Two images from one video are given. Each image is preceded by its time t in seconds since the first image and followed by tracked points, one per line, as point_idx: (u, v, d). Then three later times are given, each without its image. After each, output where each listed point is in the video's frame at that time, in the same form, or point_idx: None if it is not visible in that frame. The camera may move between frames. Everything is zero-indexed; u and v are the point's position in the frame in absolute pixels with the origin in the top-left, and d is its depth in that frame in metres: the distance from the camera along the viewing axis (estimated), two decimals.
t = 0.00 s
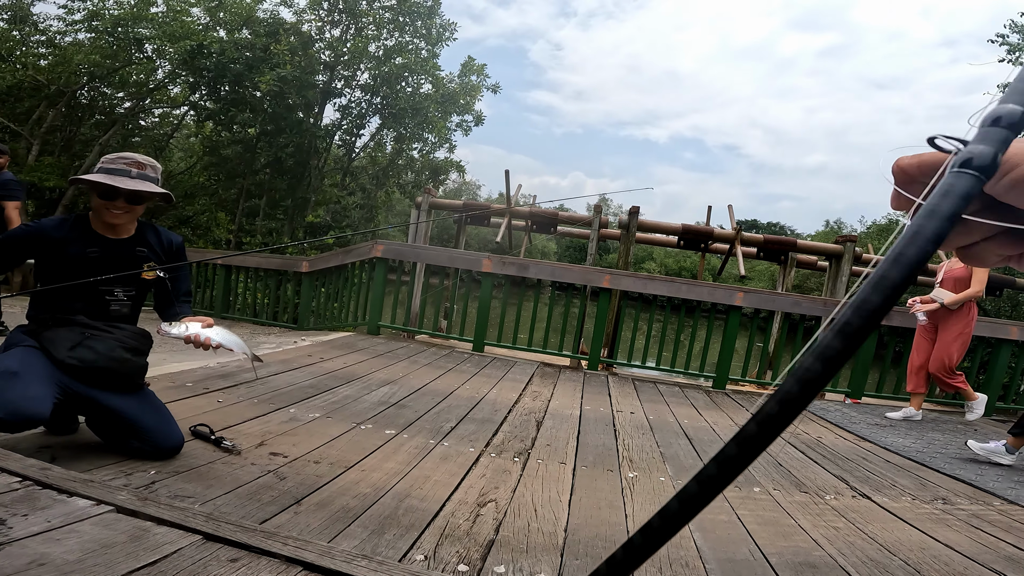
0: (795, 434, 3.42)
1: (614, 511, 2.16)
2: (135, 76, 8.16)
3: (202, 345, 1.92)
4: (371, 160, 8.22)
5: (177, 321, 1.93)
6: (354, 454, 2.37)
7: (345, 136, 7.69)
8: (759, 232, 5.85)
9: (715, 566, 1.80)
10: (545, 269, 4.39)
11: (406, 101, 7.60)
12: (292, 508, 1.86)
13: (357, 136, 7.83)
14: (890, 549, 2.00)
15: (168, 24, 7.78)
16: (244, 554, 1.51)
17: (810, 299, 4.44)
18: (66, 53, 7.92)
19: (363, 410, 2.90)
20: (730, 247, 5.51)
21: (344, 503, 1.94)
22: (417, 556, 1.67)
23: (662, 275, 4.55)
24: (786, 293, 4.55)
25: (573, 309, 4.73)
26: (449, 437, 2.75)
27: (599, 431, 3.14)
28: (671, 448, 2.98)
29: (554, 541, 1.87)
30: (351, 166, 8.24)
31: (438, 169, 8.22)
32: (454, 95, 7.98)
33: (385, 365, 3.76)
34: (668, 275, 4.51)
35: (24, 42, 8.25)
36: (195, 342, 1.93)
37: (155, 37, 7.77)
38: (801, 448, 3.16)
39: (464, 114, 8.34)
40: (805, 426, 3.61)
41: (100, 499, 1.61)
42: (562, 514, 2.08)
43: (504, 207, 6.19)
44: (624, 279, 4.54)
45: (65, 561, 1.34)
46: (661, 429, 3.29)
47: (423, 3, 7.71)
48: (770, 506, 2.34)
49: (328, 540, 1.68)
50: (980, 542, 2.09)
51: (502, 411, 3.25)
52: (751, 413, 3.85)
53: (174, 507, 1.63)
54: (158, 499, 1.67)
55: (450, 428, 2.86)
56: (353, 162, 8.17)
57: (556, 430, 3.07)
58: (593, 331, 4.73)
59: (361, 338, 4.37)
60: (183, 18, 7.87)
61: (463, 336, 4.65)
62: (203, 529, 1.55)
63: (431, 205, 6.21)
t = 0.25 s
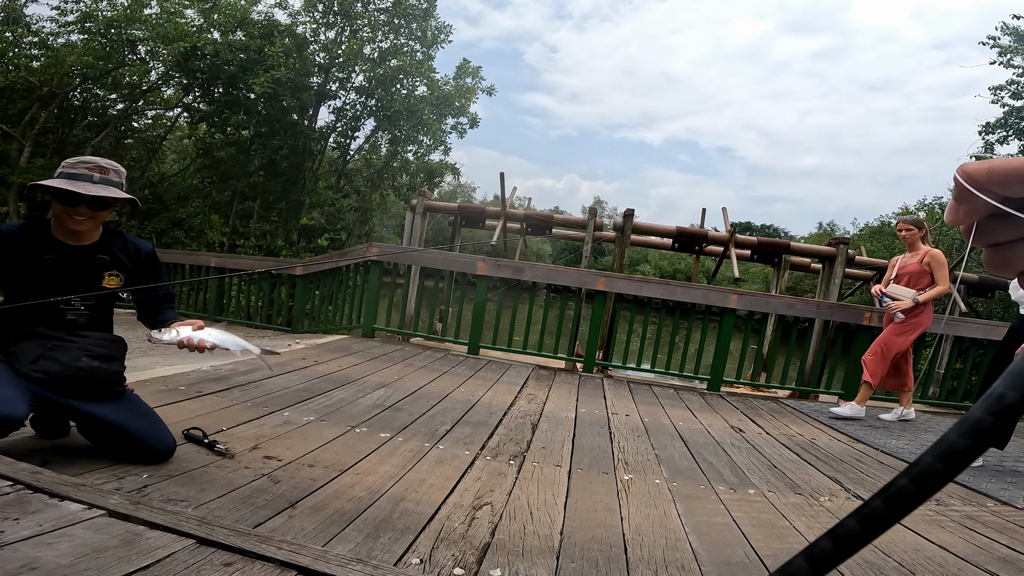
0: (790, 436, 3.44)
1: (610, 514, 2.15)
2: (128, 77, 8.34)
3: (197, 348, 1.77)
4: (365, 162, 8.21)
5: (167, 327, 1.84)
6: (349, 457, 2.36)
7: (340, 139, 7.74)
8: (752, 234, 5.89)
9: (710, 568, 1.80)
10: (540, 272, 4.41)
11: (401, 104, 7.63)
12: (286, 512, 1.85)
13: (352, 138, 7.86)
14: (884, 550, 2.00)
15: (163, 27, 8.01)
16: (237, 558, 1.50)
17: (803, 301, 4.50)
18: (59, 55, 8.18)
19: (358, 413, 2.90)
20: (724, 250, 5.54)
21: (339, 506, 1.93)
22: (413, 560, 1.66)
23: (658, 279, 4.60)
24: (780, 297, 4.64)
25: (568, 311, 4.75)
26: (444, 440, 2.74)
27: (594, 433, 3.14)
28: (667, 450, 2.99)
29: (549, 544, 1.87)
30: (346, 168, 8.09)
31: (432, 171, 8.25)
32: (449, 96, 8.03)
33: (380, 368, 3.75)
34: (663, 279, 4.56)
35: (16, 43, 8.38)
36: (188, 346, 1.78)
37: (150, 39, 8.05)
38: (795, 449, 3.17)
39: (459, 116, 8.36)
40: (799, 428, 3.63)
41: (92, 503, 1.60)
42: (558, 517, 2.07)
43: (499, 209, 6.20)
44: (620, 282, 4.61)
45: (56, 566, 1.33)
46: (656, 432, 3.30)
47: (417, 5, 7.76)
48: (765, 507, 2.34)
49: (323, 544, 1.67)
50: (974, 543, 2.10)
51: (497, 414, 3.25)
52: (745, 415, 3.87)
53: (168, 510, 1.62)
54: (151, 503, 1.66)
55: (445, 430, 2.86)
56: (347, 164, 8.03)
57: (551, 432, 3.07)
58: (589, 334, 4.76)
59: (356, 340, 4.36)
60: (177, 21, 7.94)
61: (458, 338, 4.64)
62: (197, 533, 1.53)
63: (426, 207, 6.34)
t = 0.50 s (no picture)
0: (781, 437, 3.45)
1: (602, 517, 2.16)
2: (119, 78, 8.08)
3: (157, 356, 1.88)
4: (359, 164, 8.19)
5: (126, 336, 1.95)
6: (340, 461, 2.35)
7: (333, 140, 7.72)
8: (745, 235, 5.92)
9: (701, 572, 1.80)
10: (534, 274, 4.42)
11: (395, 106, 7.48)
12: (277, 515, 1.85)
13: (345, 140, 7.86)
14: (873, 552, 2.01)
15: (155, 28, 7.83)
16: (225, 562, 1.50)
17: (795, 302, 4.52)
18: (50, 56, 8.12)
19: (350, 416, 2.89)
20: (718, 251, 5.56)
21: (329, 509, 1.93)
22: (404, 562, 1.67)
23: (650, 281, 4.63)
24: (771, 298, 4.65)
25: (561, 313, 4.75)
26: (436, 443, 2.74)
27: (587, 435, 3.14)
28: (658, 452, 2.99)
29: (541, 546, 1.87)
30: (339, 171, 8.36)
31: (426, 173, 8.26)
32: (442, 99, 8.01)
33: (372, 371, 3.74)
34: (655, 281, 4.59)
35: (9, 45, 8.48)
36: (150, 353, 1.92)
37: (141, 40, 7.75)
38: (787, 451, 3.18)
39: (453, 118, 8.35)
40: (790, 429, 3.64)
41: (79, 507, 1.60)
42: (549, 520, 2.08)
43: (493, 212, 6.20)
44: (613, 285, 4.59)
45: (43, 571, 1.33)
46: (648, 434, 3.30)
47: (411, 7, 7.77)
48: (756, 509, 2.35)
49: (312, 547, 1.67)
50: (963, 544, 2.11)
51: (490, 416, 3.24)
52: (737, 416, 3.88)
53: (155, 514, 1.62)
54: (138, 506, 1.65)
55: (437, 433, 2.85)
56: (341, 167, 8.28)
57: (543, 434, 3.07)
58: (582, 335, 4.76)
59: (349, 343, 4.35)
60: (169, 22, 7.86)
61: (451, 341, 4.64)
62: (183, 536, 1.56)
63: (420, 210, 6.29)
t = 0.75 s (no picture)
0: (772, 439, 3.45)
1: (592, 521, 2.15)
2: (108, 81, 8.01)
3: (118, 370, 1.94)
4: (351, 167, 8.17)
5: (86, 350, 1.99)
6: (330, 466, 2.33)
7: (324, 143, 7.74)
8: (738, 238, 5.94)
9: None
10: (526, 277, 4.36)
11: (387, 108, 7.59)
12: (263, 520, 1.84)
13: (337, 143, 7.86)
14: (863, 555, 2.01)
15: (143, 30, 7.75)
16: (208, 568, 1.50)
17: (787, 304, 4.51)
18: (39, 58, 7.70)
19: (340, 421, 2.87)
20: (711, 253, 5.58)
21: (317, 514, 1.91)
22: (392, 569, 1.66)
23: (643, 283, 4.60)
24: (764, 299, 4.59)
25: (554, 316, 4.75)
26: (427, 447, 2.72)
27: (579, 439, 3.13)
28: (650, 455, 2.99)
29: (530, 552, 1.86)
30: (331, 173, 8.28)
31: (419, 176, 8.23)
32: (435, 101, 7.93)
33: (363, 376, 3.72)
34: (648, 283, 4.56)
35: None
36: (111, 367, 1.97)
37: (130, 42, 7.67)
38: (778, 453, 3.19)
39: (446, 120, 8.32)
40: (781, 432, 3.65)
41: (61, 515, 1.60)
42: (539, 524, 2.07)
43: (486, 214, 6.17)
44: (605, 288, 4.57)
45: None
46: (640, 437, 3.30)
47: (403, 9, 7.71)
48: (746, 513, 2.35)
49: (299, 553, 1.66)
50: (953, 547, 2.11)
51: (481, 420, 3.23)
52: (729, 419, 3.88)
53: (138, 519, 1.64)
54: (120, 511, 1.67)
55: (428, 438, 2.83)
56: (333, 170, 8.23)
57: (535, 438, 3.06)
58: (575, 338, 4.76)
59: (340, 347, 4.33)
60: (158, 24, 7.81)
61: (444, 344, 4.63)
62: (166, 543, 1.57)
63: (412, 213, 6.16)
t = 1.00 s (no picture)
0: (757, 440, 3.47)
1: (579, 524, 2.13)
2: (86, 86, 7.96)
3: (85, 385, 2.04)
4: (335, 172, 8.16)
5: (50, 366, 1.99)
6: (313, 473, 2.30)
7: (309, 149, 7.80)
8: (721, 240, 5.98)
9: None
10: (511, 282, 4.36)
11: (371, 113, 7.57)
12: (245, 528, 1.81)
13: (320, 148, 7.87)
14: (848, 555, 2.02)
15: (121, 34, 7.66)
16: None
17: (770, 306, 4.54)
18: (14, 63, 7.61)
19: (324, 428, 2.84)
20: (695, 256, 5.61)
21: (301, 521, 1.88)
22: None
23: (628, 286, 4.62)
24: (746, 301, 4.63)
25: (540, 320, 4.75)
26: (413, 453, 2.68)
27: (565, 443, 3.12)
28: (637, 458, 2.98)
29: (517, 556, 1.85)
30: (314, 179, 8.26)
31: (404, 181, 8.19)
32: (419, 106, 7.91)
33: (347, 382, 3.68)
34: (633, 286, 4.58)
35: None
36: (77, 382, 2.05)
37: (107, 47, 7.63)
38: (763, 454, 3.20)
39: (430, 125, 8.30)
40: (767, 433, 3.67)
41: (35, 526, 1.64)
42: (526, 529, 2.05)
43: (471, 220, 6.17)
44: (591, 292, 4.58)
45: None
46: (627, 440, 3.29)
47: (387, 14, 7.70)
48: (733, 514, 2.35)
49: (282, 560, 1.63)
50: (937, 546, 2.12)
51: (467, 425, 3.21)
52: (715, 420, 3.90)
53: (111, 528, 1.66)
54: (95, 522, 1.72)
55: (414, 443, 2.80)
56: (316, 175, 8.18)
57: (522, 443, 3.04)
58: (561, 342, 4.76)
59: (324, 354, 4.29)
60: (137, 28, 7.74)
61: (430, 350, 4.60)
62: (142, 551, 1.57)
63: (396, 218, 6.16)
